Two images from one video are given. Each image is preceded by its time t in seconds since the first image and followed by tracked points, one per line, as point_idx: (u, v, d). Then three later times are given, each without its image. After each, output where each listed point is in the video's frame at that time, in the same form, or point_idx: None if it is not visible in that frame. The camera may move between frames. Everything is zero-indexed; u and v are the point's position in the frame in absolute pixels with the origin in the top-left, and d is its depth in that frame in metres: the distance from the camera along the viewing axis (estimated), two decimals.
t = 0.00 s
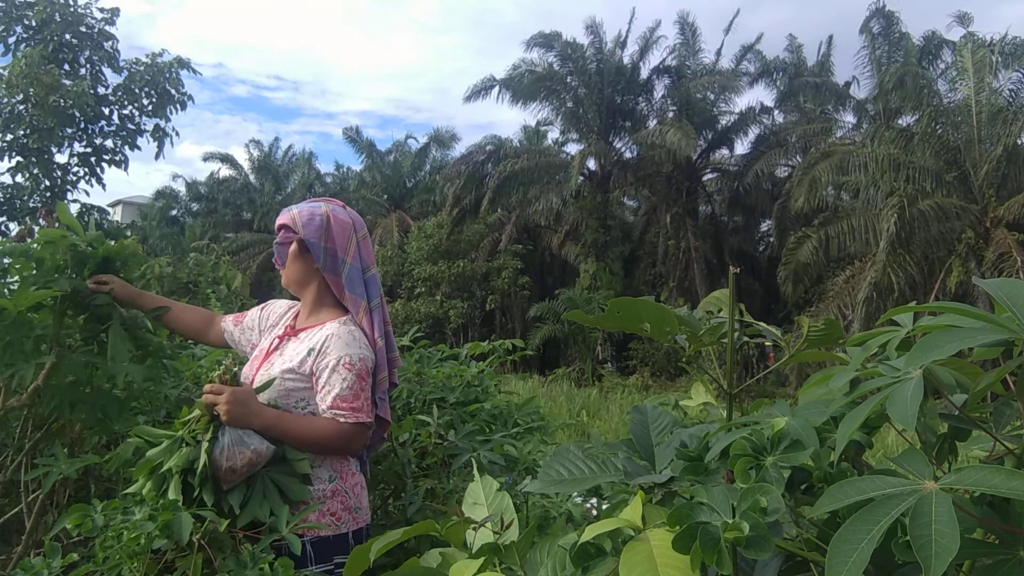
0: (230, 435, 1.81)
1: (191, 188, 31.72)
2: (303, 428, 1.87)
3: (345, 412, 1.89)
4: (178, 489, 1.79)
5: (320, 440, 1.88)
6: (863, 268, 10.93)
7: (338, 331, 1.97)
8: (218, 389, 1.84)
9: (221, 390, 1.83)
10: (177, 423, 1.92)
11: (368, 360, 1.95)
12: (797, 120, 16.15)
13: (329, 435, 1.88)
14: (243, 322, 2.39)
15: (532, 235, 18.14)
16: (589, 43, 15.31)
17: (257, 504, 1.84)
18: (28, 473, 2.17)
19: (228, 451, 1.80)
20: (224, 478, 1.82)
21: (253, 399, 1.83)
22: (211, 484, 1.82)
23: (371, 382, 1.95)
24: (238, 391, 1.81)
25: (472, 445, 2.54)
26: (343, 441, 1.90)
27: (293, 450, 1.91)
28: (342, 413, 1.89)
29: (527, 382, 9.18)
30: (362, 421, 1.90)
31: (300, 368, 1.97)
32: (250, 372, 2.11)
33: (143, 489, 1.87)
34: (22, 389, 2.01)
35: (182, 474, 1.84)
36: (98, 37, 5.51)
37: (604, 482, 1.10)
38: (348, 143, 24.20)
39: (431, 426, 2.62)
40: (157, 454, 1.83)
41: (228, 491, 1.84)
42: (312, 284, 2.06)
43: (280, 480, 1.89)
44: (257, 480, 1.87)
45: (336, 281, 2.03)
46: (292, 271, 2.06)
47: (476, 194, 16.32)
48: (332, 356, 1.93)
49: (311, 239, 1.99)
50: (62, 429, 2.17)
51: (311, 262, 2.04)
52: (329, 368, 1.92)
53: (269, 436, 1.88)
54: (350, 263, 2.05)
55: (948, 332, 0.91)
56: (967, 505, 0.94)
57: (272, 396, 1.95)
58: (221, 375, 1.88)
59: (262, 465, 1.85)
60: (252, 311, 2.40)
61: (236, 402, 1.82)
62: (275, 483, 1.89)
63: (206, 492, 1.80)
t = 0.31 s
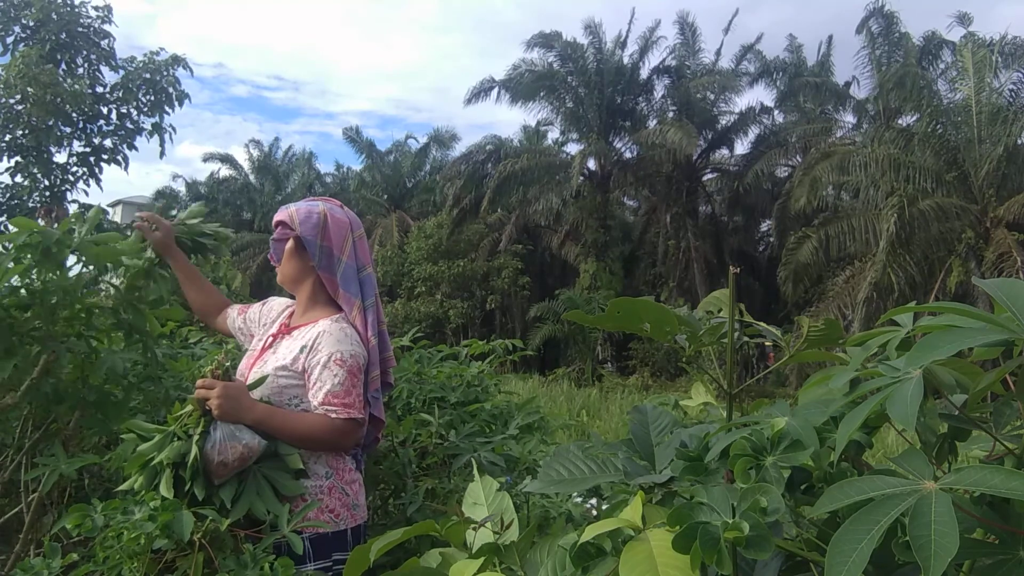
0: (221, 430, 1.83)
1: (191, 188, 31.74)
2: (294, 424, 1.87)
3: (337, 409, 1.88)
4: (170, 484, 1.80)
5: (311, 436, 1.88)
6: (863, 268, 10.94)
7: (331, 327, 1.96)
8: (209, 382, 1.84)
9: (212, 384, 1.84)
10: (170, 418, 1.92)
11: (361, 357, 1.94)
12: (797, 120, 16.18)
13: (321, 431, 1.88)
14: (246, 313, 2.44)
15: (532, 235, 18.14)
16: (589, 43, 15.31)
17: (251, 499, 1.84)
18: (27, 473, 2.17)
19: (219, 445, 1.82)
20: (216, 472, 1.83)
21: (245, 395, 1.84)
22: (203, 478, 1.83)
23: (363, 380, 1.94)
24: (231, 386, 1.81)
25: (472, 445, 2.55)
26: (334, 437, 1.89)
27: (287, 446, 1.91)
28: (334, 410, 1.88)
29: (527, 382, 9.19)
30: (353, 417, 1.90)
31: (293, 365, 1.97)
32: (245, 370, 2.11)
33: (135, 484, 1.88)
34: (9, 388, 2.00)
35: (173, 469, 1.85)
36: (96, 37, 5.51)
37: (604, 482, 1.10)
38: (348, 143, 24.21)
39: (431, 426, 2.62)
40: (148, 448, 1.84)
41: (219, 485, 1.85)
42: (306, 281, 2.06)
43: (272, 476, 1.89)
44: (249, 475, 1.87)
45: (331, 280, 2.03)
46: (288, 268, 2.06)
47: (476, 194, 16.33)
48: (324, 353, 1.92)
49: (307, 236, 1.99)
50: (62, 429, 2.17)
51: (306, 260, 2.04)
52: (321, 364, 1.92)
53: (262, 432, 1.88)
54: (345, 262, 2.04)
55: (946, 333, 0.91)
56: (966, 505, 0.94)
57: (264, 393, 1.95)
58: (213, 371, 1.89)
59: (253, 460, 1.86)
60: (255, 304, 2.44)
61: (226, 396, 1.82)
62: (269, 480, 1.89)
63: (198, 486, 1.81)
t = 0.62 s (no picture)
0: (230, 437, 1.83)
1: (191, 188, 31.76)
2: (301, 424, 1.87)
3: (343, 406, 1.89)
4: (183, 491, 1.79)
5: (320, 435, 1.88)
6: (863, 268, 10.94)
7: (330, 325, 1.96)
8: (215, 390, 1.83)
9: (218, 392, 1.83)
10: (178, 428, 1.93)
11: (363, 354, 1.95)
12: (797, 120, 16.19)
13: (329, 429, 1.88)
14: (221, 316, 2.31)
15: (532, 235, 18.15)
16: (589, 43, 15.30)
17: (263, 501, 1.84)
18: (27, 473, 2.17)
19: (230, 451, 1.82)
20: (229, 478, 1.83)
21: (250, 400, 1.83)
22: (215, 485, 1.83)
23: (366, 377, 1.95)
24: (237, 392, 1.81)
25: (473, 445, 2.54)
26: (342, 433, 1.89)
27: (295, 446, 1.90)
28: (340, 407, 1.89)
29: (526, 381, 9.20)
30: (360, 413, 1.90)
31: (294, 366, 1.96)
32: (243, 376, 2.09)
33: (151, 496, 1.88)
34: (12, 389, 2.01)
35: (186, 478, 1.84)
36: (94, 36, 5.51)
37: (604, 482, 1.10)
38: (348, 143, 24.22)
39: (433, 426, 2.62)
40: (160, 461, 1.84)
41: (233, 490, 1.85)
42: (298, 282, 2.04)
43: (283, 477, 1.88)
44: (261, 478, 1.87)
45: (325, 281, 2.03)
46: (279, 269, 2.05)
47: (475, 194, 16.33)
48: (327, 351, 1.92)
49: (302, 236, 1.99)
50: (62, 429, 2.17)
51: (300, 260, 2.04)
52: (324, 363, 1.92)
53: (269, 435, 1.88)
54: (338, 262, 2.05)
55: (946, 333, 0.91)
56: (966, 505, 0.94)
57: (268, 396, 1.94)
58: (218, 378, 1.89)
59: (263, 464, 1.86)
60: (231, 304, 2.31)
61: (234, 402, 1.82)
62: (280, 482, 1.88)
63: (211, 494, 1.81)
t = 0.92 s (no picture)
0: (224, 433, 1.81)
1: (191, 188, 31.77)
2: (296, 421, 1.87)
3: (339, 404, 1.89)
4: (175, 488, 1.78)
5: (315, 433, 1.88)
6: (863, 268, 10.95)
7: (327, 323, 1.97)
8: (210, 385, 1.82)
9: (213, 386, 1.82)
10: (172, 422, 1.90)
11: (360, 351, 1.95)
12: (797, 120, 16.19)
13: (324, 427, 1.88)
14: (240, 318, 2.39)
15: (532, 235, 18.15)
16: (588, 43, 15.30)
17: (255, 501, 1.84)
18: (27, 473, 2.17)
19: (223, 447, 1.80)
20: (221, 474, 1.82)
21: (245, 396, 1.83)
22: (208, 481, 1.82)
23: (364, 373, 1.95)
24: (232, 387, 1.80)
25: (473, 445, 2.55)
26: (338, 431, 1.89)
27: (289, 444, 1.90)
28: (336, 405, 1.88)
29: (526, 381, 9.20)
30: (356, 411, 1.90)
31: (293, 364, 1.97)
32: (244, 373, 2.10)
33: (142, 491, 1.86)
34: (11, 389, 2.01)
35: (178, 473, 1.83)
36: (94, 38, 5.51)
37: (603, 482, 1.10)
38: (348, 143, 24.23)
39: (431, 426, 2.62)
40: (152, 454, 1.82)
41: (226, 487, 1.84)
42: (299, 281, 2.06)
43: (277, 476, 1.88)
44: (254, 477, 1.87)
45: (323, 278, 2.03)
46: (279, 269, 2.06)
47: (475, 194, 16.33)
48: (323, 349, 1.92)
49: (297, 236, 1.99)
50: (62, 428, 2.17)
51: (298, 259, 2.04)
52: (320, 361, 1.92)
53: (264, 432, 1.87)
54: (336, 259, 2.05)
55: (946, 333, 0.91)
56: (966, 505, 0.94)
57: (265, 394, 1.95)
58: (215, 372, 1.87)
59: (258, 460, 1.85)
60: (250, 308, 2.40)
61: (228, 397, 1.80)
62: (274, 480, 1.88)
63: (203, 490, 1.80)
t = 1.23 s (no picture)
0: (212, 426, 1.83)
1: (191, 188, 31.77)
2: (283, 415, 1.86)
3: (326, 398, 1.87)
4: (162, 481, 1.80)
5: (301, 425, 1.87)
6: (863, 268, 10.95)
7: (317, 319, 1.96)
8: (199, 378, 1.84)
9: (202, 379, 1.84)
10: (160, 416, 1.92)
11: (349, 347, 1.93)
12: (797, 120, 16.20)
13: (311, 421, 1.87)
14: (240, 309, 2.39)
15: (532, 235, 18.15)
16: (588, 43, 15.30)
17: (244, 495, 1.84)
18: (27, 473, 2.17)
19: (211, 441, 1.82)
20: (207, 467, 1.83)
21: (234, 390, 1.83)
22: (194, 474, 1.83)
23: (352, 369, 1.93)
24: (220, 379, 1.81)
25: (473, 445, 2.55)
26: (325, 426, 1.88)
27: (277, 438, 1.89)
28: (323, 399, 1.87)
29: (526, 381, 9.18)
30: (343, 406, 1.88)
31: (283, 360, 1.97)
32: (238, 369, 2.11)
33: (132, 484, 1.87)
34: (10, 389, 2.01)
35: (165, 466, 1.85)
36: (95, 39, 5.50)
37: (603, 482, 1.10)
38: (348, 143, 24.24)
39: (431, 425, 2.62)
40: (139, 448, 1.83)
41: (212, 480, 1.85)
42: (293, 278, 2.06)
43: (264, 470, 1.87)
44: (242, 470, 1.86)
45: (316, 277, 2.03)
46: (274, 266, 2.07)
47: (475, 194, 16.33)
48: (312, 344, 1.92)
49: (291, 233, 2.00)
50: (62, 428, 2.17)
51: (292, 257, 2.05)
52: (309, 355, 1.92)
53: (252, 426, 1.87)
54: (331, 258, 2.04)
55: (946, 332, 0.91)
56: (966, 504, 0.94)
57: (256, 390, 1.95)
58: (203, 366, 1.89)
59: (246, 454, 1.86)
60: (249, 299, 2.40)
61: (216, 390, 1.81)
62: (263, 474, 1.87)
63: (189, 482, 1.81)
